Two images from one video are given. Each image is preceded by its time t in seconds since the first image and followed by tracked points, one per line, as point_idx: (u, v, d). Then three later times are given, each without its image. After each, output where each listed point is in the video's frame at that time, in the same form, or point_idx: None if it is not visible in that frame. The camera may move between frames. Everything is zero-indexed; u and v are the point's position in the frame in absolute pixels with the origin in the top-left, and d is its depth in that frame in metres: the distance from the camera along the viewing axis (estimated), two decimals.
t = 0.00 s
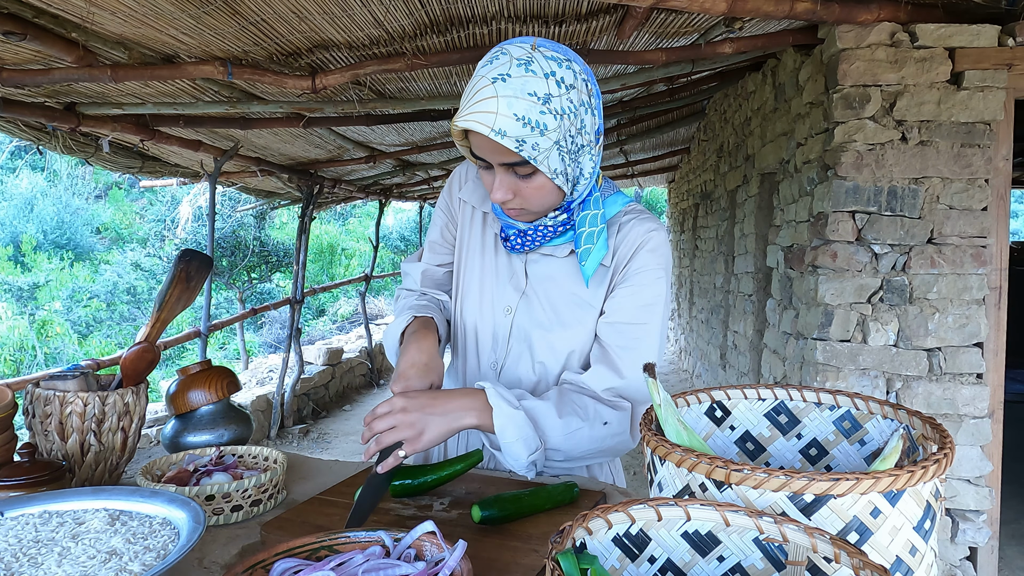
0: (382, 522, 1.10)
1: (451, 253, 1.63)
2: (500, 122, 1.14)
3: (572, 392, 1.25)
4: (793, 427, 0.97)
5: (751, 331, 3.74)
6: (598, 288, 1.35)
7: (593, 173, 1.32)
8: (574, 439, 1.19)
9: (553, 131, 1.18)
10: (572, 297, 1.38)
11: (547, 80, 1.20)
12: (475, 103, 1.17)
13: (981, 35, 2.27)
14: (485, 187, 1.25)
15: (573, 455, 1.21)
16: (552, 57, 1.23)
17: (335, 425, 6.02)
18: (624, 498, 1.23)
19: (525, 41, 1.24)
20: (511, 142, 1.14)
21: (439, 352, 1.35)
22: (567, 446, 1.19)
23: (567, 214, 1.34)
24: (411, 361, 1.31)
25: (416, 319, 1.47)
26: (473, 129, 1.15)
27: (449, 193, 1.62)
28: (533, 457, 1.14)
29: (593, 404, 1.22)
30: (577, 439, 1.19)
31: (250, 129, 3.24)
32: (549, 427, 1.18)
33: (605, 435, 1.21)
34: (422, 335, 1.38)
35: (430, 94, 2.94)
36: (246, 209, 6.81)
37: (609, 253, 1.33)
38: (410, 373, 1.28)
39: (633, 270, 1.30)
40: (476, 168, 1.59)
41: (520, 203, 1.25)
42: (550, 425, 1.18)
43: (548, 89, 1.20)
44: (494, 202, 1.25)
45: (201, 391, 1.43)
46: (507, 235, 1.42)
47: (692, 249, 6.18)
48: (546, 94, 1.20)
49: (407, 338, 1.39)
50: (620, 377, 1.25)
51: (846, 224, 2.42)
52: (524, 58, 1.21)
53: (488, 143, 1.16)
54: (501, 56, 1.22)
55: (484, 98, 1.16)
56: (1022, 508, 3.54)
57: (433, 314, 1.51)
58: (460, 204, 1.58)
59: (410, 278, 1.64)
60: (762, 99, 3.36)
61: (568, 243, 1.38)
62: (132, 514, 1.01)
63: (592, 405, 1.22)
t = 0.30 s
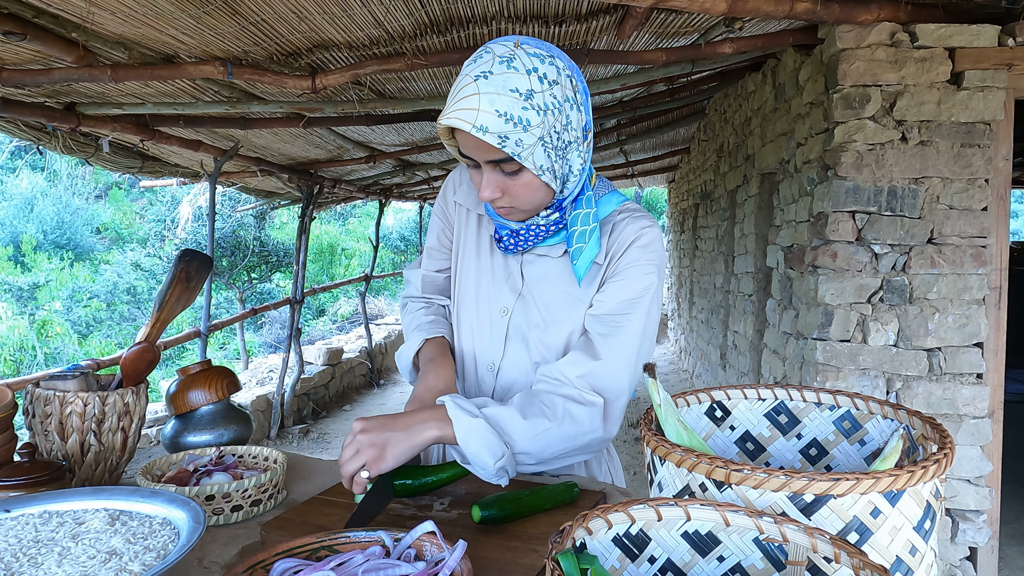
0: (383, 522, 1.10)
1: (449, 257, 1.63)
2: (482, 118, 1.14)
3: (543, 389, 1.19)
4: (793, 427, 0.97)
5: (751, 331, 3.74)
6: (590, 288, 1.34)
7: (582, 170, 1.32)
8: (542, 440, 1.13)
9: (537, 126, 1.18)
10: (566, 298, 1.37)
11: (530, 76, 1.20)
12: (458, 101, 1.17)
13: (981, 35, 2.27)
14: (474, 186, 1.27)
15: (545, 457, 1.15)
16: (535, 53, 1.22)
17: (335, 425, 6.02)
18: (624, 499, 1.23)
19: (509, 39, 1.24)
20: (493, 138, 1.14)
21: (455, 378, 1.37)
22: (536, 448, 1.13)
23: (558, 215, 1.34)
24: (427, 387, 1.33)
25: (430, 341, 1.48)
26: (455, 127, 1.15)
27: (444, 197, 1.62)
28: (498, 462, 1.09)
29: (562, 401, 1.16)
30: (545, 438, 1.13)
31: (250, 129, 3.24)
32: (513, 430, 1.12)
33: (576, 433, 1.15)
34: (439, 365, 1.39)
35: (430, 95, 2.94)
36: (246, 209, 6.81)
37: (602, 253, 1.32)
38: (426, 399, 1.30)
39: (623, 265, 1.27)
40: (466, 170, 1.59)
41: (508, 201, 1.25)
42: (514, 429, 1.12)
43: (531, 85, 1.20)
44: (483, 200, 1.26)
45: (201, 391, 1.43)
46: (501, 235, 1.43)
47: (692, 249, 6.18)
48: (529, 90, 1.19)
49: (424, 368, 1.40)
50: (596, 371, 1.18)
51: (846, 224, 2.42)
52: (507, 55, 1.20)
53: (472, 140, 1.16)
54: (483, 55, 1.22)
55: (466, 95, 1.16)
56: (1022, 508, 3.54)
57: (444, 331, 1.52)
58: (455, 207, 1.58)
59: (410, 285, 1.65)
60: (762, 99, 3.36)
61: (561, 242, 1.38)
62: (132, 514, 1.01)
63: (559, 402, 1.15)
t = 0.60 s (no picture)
0: (383, 523, 1.10)
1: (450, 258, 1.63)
2: (471, 112, 1.14)
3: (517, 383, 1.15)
4: (793, 426, 0.97)
5: (751, 331, 3.74)
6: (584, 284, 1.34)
7: (575, 165, 1.32)
8: (513, 434, 1.09)
9: (526, 120, 1.18)
10: (561, 295, 1.37)
11: (519, 71, 1.20)
12: (448, 96, 1.18)
13: (981, 35, 2.27)
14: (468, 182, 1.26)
15: (519, 452, 1.11)
16: (525, 49, 1.23)
17: (335, 425, 6.02)
18: (624, 499, 1.23)
19: (500, 36, 1.25)
20: (482, 131, 1.14)
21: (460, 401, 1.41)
22: (507, 443, 1.09)
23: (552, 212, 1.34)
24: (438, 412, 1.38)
25: (434, 359, 1.51)
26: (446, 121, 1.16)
27: (445, 201, 1.62)
28: (467, 461, 1.05)
29: (531, 393, 1.11)
30: (515, 432, 1.09)
31: (250, 129, 3.24)
32: (481, 426, 1.08)
33: (548, 425, 1.10)
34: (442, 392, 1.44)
35: (429, 95, 2.94)
36: (246, 209, 6.80)
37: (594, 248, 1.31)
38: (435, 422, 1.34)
39: (613, 258, 1.24)
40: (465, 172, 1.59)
41: (502, 197, 1.24)
42: (482, 425, 1.09)
43: (520, 79, 1.20)
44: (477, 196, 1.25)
45: (201, 391, 1.43)
46: (496, 233, 1.43)
47: (692, 249, 6.18)
48: (518, 84, 1.19)
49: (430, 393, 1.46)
50: (570, 360, 1.12)
51: (846, 224, 2.42)
52: (497, 51, 1.21)
53: (463, 134, 1.17)
54: (475, 52, 1.23)
55: (456, 90, 1.17)
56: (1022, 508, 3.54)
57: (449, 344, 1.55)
58: (455, 208, 1.58)
59: (412, 287, 1.65)
60: (762, 99, 3.36)
61: (556, 239, 1.38)
62: (132, 514, 1.01)
63: (527, 395, 1.11)
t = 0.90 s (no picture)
0: (383, 522, 1.10)
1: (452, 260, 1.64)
2: (469, 104, 1.14)
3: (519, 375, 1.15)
4: (793, 427, 0.97)
5: (751, 331, 3.74)
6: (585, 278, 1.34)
7: (574, 160, 1.32)
8: (512, 425, 1.09)
9: (524, 113, 1.18)
10: (562, 291, 1.37)
11: (516, 65, 1.20)
12: (448, 89, 1.18)
13: (981, 34, 2.27)
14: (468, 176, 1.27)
15: (520, 444, 1.10)
16: (523, 45, 1.23)
17: (335, 425, 6.02)
18: (625, 499, 1.23)
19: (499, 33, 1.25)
20: (481, 123, 1.14)
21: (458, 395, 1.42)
22: (508, 434, 1.09)
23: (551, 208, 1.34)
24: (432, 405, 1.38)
25: (434, 359, 1.51)
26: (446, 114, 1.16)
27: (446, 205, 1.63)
28: (468, 450, 1.05)
29: (531, 385, 1.11)
30: (515, 423, 1.09)
31: (250, 129, 3.24)
32: (481, 418, 1.08)
33: (548, 418, 1.10)
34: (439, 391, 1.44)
35: (429, 95, 2.94)
36: (246, 209, 6.80)
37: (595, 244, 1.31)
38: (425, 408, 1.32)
39: (612, 254, 1.25)
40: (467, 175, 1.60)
41: (501, 190, 1.25)
42: (479, 417, 1.08)
43: (517, 73, 1.20)
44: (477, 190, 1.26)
45: (201, 391, 1.43)
46: (497, 229, 1.43)
47: (692, 249, 6.18)
48: (515, 77, 1.19)
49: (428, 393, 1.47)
50: (570, 352, 1.12)
51: (846, 224, 2.42)
52: (495, 46, 1.21)
53: (462, 127, 1.17)
54: (472, 48, 1.23)
55: (455, 83, 1.17)
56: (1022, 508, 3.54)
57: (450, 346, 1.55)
58: (457, 211, 1.58)
59: (415, 290, 1.66)
60: (762, 99, 3.36)
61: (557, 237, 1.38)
62: (132, 514, 1.01)
63: (528, 386, 1.11)
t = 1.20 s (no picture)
0: (383, 522, 1.10)
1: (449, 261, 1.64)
2: (472, 100, 1.15)
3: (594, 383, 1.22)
4: (793, 427, 0.97)
5: (751, 331, 3.74)
6: (583, 277, 1.33)
7: (572, 158, 1.32)
8: (600, 429, 1.17)
9: (526, 109, 1.18)
10: (560, 289, 1.36)
11: (517, 62, 1.21)
12: (450, 86, 1.18)
13: (981, 34, 2.27)
14: (468, 174, 1.27)
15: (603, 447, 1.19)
16: (523, 43, 1.24)
17: (335, 425, 6.02)
18: (625, 499, 1.23)
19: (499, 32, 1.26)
20: (483, 119, 1.14)
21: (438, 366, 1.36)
22: (594, 437, 1.17)
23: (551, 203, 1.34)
24: (412, 376, 1.32)
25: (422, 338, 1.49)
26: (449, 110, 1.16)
27: (443, 207, 1.63)
28: (560, 443, 1.13)
29: (615, 393, 1.19)
30: (601, 426, 1.16)
31: (250, 129, 3.24)
32: (576, 419, 1.15)
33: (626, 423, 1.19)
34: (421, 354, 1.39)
35: (429, 95, 2.94)
36: (246, 209, 6.80)
37: (594, 243, 1.32)
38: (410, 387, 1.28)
39: (625, 260, 1.27)
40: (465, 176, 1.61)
41: (502, 187, 1.25)
42: (575, 412, 1.16)
43: (519, 70, 1.21)
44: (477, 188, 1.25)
45: (201, 391, 1.43)
46: (496, 227, 1.44)
47: (692, 249, 6.18)
48: (517, 74, 1.20)
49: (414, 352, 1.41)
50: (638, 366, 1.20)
51: (846, 224, 2.42)
52: (496, 44, 1.22)
53: (464, 123, 1.17)
54: (474, 47, 1.23)
55: (457, 81, 1.18)
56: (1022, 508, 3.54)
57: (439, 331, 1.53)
58: (453, 212, 1.59)
59: (414, 291, 1.67)
60: (762, 99, 3.36)
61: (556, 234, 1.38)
62: (132, 514, 1.01)
63: (613, 394, 1.19)
